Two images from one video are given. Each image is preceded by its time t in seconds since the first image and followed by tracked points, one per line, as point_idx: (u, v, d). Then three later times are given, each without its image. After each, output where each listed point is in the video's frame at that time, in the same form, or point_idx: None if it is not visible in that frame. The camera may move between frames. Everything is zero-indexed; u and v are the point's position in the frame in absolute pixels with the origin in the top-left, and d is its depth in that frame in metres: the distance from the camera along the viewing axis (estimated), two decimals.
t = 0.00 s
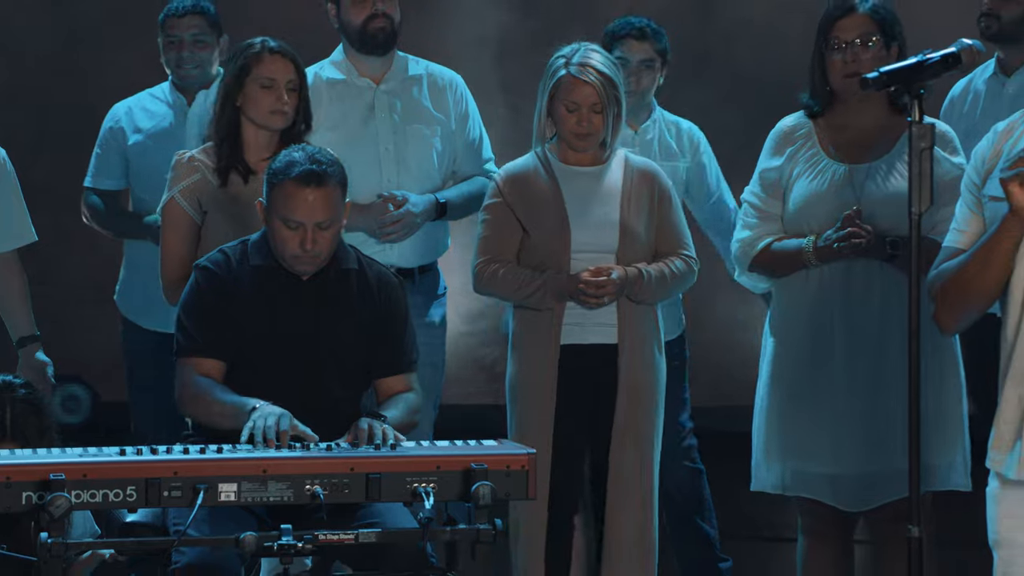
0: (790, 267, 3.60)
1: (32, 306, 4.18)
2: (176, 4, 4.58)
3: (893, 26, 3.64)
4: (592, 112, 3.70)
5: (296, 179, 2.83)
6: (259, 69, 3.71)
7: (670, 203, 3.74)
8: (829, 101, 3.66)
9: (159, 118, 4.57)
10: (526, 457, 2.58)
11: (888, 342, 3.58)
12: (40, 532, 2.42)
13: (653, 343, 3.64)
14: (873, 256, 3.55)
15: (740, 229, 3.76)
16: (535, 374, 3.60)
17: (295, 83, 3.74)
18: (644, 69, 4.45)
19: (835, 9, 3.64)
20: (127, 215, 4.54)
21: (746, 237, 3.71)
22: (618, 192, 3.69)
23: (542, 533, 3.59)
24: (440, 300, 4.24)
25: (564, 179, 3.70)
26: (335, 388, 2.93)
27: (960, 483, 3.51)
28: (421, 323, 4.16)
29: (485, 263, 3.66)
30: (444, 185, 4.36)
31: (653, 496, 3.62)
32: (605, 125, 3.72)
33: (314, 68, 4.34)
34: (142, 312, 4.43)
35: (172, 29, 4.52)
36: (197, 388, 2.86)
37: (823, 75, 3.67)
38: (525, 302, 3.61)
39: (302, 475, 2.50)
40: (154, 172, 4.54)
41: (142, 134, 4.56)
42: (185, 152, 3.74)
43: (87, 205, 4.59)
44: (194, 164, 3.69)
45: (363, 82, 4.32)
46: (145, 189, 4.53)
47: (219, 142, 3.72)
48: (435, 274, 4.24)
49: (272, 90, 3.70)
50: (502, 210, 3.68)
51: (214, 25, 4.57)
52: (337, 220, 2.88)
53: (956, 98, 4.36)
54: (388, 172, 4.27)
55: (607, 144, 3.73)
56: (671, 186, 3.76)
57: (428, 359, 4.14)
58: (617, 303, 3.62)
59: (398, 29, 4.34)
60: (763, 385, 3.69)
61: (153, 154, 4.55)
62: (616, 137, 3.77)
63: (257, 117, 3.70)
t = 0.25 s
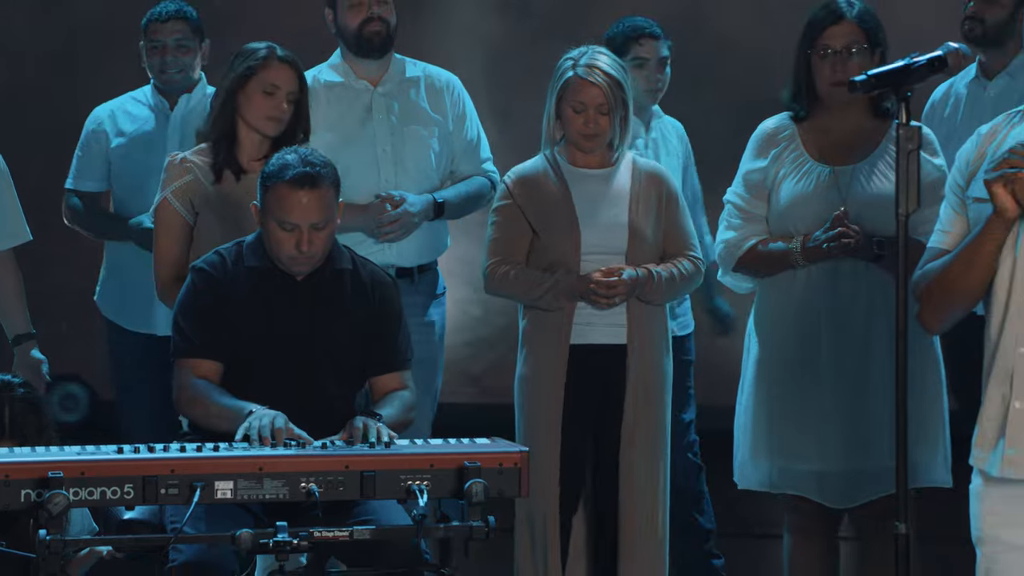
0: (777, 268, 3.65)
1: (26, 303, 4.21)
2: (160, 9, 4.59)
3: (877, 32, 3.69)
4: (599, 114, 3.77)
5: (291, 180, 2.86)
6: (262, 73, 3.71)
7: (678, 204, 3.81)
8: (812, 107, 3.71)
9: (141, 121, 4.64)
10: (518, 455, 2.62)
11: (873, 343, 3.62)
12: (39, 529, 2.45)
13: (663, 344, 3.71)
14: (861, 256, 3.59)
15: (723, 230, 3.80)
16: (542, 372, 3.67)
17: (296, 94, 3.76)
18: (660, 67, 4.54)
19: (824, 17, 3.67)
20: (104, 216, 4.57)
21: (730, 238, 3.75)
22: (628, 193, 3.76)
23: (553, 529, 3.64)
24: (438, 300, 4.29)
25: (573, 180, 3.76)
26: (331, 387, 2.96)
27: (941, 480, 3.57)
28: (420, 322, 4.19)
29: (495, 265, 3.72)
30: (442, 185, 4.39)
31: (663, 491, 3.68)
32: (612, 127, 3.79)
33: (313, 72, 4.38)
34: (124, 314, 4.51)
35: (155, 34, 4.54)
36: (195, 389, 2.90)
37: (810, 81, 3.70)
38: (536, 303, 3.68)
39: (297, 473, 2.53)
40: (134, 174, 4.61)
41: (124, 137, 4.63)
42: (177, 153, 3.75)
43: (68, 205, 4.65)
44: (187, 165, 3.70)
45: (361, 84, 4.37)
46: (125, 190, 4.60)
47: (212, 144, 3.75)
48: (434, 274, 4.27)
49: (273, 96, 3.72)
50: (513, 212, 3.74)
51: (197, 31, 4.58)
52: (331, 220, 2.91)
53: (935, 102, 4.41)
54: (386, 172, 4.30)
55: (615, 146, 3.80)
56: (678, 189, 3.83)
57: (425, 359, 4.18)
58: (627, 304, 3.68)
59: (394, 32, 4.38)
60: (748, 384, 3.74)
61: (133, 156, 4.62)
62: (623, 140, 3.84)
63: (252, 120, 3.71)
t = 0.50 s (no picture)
0: (768, 269, 3.69)
1: (19, 302, 4.20)
2: (150, 13, 4.63)
3: (862, 40, 3.75)
4: (603, 119, 3.84)
5: (286, 179, 2.90)
6: (270, 78, 3.73)
7: (681, 210, 3.91)
8: (797, 115, 3.76)
9: (130, 124, 4.70)
10: (512, 453, 2.66)
11: (861, 343, 3.66)
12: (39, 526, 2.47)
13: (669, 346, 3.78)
14: (853, 259, 3.62)
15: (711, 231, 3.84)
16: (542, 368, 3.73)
17: (301, 102, 3.77)
18: (684, 68, 4.67)
19: (813, 27, 3.72)
20: (90, 216, 4.61)
21: (720, 241, 3.78)
22: (633, 197, 3.84)
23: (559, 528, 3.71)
24: (441, 300, 4.32)
25: (576, 184, 3.84)
26: (326, 385, 2.99)
27: (925, 478, 3.61)
28: (422, 322, 4.24)
29: (502, 268, 3.80)
30: (443, 186, 4.43)
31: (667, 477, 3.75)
32: (615, 131, 3.86)
33: (315, 76, 4.44)
34: (113, 314, 4.56)
35: (144, 38, 4.59)
36: (191, 387, 2.93)
37: (799, 88, 3.75)
38: (541, 306, 3.73)
39: (293, 471, 2.56)
40: (124, 176, 4.67)
41: (113, 139, 4.69)
42: (177, 153, 3.80)
43: (55, 207, 4.66)
44: (186, 165, 3.75)
45: (363, 87, 4.41)
46: (114, 192, 4.66)
47: (216, 144, 3.77)
48: (436, 273, 4.32)
49: (278, 101, 3.73)
50: (520, 216, 3.81)
51: (185, 35, 4.63)
52: (327, 219, 2.95)
53: (919, 104, 4.46)
54: (387, 173, 4.34)
55: (619, 150, 3.89)
56: (680, 194, 3.92)
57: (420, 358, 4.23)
58: (632, 306, 3.74)
59: (392, 35, 4.41)
60: (735, 383, 3.78)
61: (122, 158, 4.69)
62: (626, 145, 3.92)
63: (254, 123, 3.73)
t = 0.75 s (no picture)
0: (760, 269, 3.73)
1: (11, 302, 4.22)
2: (143, 16, 4.66)
3: (847, 46, 3.80)
4: (601, 121, 3.91)
5: (281, 180, 2.92)
6: (276, 82, 3.74)
7: (678, 213, 3.98)
8: (783, 118, 3.80)
9: (124, 126, 4.74)
10: (505, 451, 2.70)
11: (849, 343, 3.70)
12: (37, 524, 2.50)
13: (665, 347, 3.85)
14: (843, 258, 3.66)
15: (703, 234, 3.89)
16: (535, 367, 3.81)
17: (305, 107, 3.78)
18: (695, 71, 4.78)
19: (800, 34, 3.76)
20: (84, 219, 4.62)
21: (712, 243, 3.84)
22: (631, 199, 3.91)
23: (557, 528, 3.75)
24: (442, 301, 4.35)
25: (576, 185, 3.91)
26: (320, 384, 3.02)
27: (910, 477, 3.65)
28: (424, 322, 4.27)
29: (502, 267, 3.87)
30: (443, 187, 4.48)
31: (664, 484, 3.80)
32: (614, 134, 3.93)
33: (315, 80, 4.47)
34: (108, 315, 4.59)
35: (137, 41, 4.62)
36: (188, 385, 2.96)
37: (788, 95, 3.79)
38: (541, 305, 3.80)
39: (289, 469, 2.60)
40: (118, 178, 4.71)
41: (108, 141, 4.72)
42: (182, 153, 3.84)
43: (50, 209, 4.66)
44: (189, 165, 3.79)
45: (362, 90, 4.44)
46: (108, 194, 4.71)
47: (221, 145, 3.80)
48: (437, 275, 4.35)
49: (283, 105, 3.74)
50: (519, 216, 3.89)
51: (178, 38, 4.67)
52: (321, 219, 2.98)
53: (905, 106, 4.52)
54: (387, 176, 4.38)
55: (618, 153, 3.95)
56: (677, 197, 3.99)
57: (420, 358, 4.25)
58: (630, 306, 3.80)
59: (390, 39, 4.45)
60: (724, 381, 3.81)
61: (117, 160, 4.72)
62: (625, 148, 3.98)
63: (259, 126, 3.75)
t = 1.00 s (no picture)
0: (754, 271, 3.77)
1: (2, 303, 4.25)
2: (140, 20, 4.67)
3: (835, 51, 3.85)
4: (593, 123, 3.96)
5: (275, 184, 2.96)
6: (281, 86, 3.78)
7: (667, 215, 4.02)
8: (773, 123, 3.85)
9: (122, 129, 4.77)
10: (498, 450, 2.73)
11: (842, 343, 3.74)
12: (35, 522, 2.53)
13: (654, 347, 3.88)
14: (837, 258, 3.68)
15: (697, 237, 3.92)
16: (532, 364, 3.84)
17: (309, 111, 3.83)
18: (685, 78, 4.81)
19: (791, 41, 3.81)
20: (82, 221, 4.64)
21: (707, 246, 3.87)
22: (622, 202, 3.96)
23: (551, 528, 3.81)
24: (432, 303, 4.40)
25: (566, 187, 3.95)
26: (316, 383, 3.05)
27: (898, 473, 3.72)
28: (414, 323, 4.32)
29: (494, 267, 3.91)
30: (433, 190, 4.53)
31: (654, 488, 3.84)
32: (605, 136, 3.99)
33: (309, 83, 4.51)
34: (109, 314, 4.63)
35: (135, 46, 4.63)
36: (186, 385, 3.00)
37: (778, 101, 3.83)
38: (532, 305, 3.84)
39: (284, 468, 2.63)
40: (117, 180, 4.75)
41: (107, 145, 4.75)
42: (187, 155, 3.88)
43: (48, 210, 4.69)
44: (195, 167, 3.83)
45: (355, 94, 4.49)
46: (108, 196, 4.75)
47: (227, 148, 3.83)
48: (427, 276, 4.39)
49: (288, 109, 3.79)
50: (511, 217, 3.93)
51: (176, 41, 4.68)
52: (316, 222, 3.01)
53: (891, 109, 4.55)
54: (377, 178, 4.41)
55: (610, 154, 4.02)
56: (668, 200, 4.04)
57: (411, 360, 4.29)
58: (620, 306, 3.83)
59: (382, 44, 4.51)
60: (719, 381, 3.84)
61: (117, 163, 4.76)
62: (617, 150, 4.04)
63: (265, 130, 3.80)
